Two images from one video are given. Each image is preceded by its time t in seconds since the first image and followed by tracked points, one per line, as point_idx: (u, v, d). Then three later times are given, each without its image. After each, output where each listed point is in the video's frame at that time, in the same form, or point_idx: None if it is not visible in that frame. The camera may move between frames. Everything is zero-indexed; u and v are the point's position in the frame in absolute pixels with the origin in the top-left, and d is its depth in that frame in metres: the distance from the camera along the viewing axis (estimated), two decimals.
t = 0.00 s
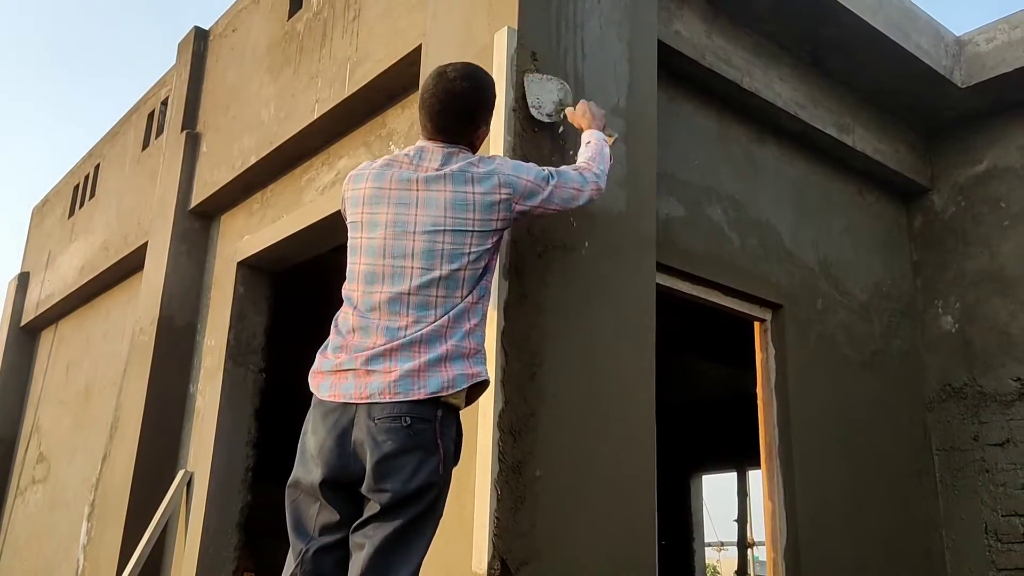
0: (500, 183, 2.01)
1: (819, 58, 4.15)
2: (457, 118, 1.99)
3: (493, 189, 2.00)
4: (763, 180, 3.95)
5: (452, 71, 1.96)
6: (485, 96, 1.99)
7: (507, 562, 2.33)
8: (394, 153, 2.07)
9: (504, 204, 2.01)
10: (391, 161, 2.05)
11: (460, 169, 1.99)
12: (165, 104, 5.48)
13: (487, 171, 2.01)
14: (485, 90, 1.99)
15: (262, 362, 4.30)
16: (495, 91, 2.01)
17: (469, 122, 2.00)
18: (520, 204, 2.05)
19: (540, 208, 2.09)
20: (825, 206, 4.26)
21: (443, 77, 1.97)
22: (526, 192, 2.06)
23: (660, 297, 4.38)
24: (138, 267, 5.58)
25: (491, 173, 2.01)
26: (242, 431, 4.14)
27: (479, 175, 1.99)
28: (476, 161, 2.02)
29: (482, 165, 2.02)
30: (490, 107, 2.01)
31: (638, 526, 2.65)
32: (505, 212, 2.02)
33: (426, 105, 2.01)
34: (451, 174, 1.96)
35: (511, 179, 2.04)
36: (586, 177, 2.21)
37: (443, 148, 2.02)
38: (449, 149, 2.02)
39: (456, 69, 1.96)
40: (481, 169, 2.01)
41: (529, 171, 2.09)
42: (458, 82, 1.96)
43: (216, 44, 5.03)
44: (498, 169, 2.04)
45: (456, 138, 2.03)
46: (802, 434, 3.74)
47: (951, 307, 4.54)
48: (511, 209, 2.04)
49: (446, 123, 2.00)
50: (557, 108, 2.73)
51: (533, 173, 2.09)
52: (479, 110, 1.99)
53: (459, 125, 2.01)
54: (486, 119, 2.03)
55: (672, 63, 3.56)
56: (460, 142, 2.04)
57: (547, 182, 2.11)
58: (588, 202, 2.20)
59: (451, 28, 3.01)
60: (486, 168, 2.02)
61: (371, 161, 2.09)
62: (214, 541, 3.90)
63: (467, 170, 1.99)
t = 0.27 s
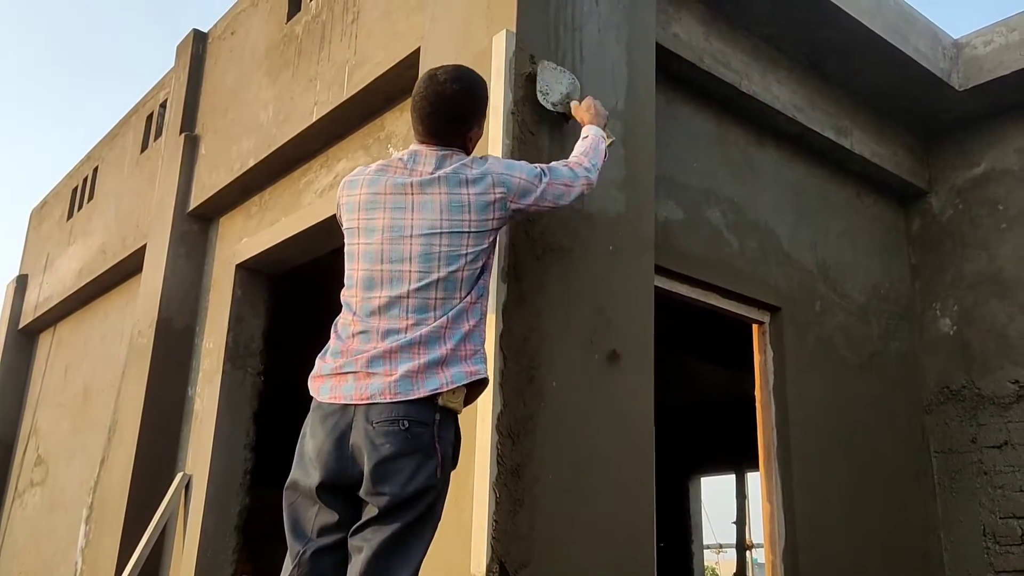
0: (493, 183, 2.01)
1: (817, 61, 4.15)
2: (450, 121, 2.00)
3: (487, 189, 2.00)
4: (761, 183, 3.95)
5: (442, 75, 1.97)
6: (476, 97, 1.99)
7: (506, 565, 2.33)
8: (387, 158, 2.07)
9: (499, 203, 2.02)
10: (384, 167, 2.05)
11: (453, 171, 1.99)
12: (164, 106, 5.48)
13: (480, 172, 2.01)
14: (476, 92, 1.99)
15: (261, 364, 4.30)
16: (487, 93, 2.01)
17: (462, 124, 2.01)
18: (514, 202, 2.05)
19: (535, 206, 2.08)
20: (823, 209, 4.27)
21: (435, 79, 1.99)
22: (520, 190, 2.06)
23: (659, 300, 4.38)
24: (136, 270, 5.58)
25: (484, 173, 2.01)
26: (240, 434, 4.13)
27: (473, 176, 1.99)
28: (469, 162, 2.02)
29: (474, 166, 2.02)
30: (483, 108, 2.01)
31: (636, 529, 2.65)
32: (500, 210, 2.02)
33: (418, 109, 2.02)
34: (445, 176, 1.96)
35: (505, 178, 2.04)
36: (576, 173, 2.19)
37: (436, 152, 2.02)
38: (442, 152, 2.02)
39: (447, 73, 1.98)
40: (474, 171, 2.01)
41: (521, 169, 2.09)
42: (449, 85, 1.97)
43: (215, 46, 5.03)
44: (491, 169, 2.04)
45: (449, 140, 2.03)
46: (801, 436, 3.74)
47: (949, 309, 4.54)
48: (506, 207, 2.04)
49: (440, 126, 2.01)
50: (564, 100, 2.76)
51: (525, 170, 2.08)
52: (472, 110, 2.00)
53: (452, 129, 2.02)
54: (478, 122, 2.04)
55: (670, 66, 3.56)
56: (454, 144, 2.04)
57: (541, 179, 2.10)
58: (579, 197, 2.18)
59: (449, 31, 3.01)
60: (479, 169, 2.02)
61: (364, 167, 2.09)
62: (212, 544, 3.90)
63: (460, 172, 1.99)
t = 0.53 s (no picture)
0: (494, 179, 2.01)
1: (816, 62, 4.15)
2: (448, 121, 2.00)
3: (488, 186, 2.01)
4: (760, 183, 3.95)
5: (439, 75, 1.97)
6: (473, 95, 2.00)
7: (506, 566, 2.33)
8: (388, 160, 2.07)
9: (500, 199, 2.02)
10: (385, 168, 2.04)
11: (455, 170, 1.99)
12: (164, 107, 5.48)
13: (480, 169, 2.01)
14: (472, 91, 1.99)
15: (261, 365, 4.30)
16: (483, 90, 2.01)
17: (459, 122, 2.01)
18: (514, 196, 2.06)
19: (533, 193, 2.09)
20: (823, 209, 4.27)
21: (431, 80, 1.99)
22: (519, 184, 2.06)
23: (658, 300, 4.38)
24: (136, 271, 5.58)
25: (484, 170, 2.01)
26: (240, 434, 4.13)
27: (474, 174, 1.99)
28: (468, 160, 2.02)
29: (474, 163, 2.02)
30: (480, 106, 2.01)
31: (636, 530, 2.65)
32: (502, 206, 2.02)
33: (414, 109, 2.02)
34: (447, 176, 1.96)
35: (505, 174, 2.04)
36: (565, 158, 2.20)
37: (435, 152, 2.02)
38: (441, 152, 2.02)
39: (443, 73, 1.98)
40: (474, 168, 2.01)
41: (518, 162, 2.09)
42: (446, 84, 1.97)
43: (215, 47, 5.03)
44: (490, 166, 2.04)
45: (448, 139, 2.03)
46: (801, 436, 3.74)
47: (949, 310, 4.54)
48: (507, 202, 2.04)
49: (437, 127, 2.01)
50: (569, 99, 2.78)
51: (521, 163, 2.09)
52: (470, 110, 2.00)
53: (449, 129, 2.02)
54: (475, 121, 2.04)
55: (670, 67, 3.56)
56: (452, 143, 2.04)
57: (536, 170, 2.11)
58: (570, 183, 2.18)
59: (449, 31, 3.01)
60: (479, 166, 2.02)
61: (364, 170, 2.08)
62: (212, 544, 3.89)
63: (461, 170, 1.99)
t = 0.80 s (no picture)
0: (498, 180, 2.02)
1: (817, 61, 4.15)
2: (452, 127, 2.00)
3: (492, 186, 2.01)
4: (762, 182, 3.95)
5: (443, 80, 1.98)
6: (476, 103, 2.00)
7: (507, 565, 2.33)
8: (392, 164, 2.06)
9: (505, 199, 2.03)
10: (389, 172, 2.04)
11: (460, 171, 1.99)
12: (165, 107, 5.48)
13: (484, 170, 2.02)
14: (476, 98, 2.00)
15: (262, 365, 4.30)
16: (487, 97, 2.02)
17: (463, 129, 2.01)
18: (517, 196, 2.07)
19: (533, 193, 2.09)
20: (824, 208, 4.26)
21: (436, 86, 1.99)
22: (522, 184, 2.07)
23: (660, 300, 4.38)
24: (137, 271, 5.58)
25: (489, 172, 2.02)
26: (241, 434, 4.13)
27: (479, 175, 2.00)
28: (472, 161, 2.03)
29: (478, 165, 2.03)
30: (484, 112, 2.02)
31: (637, 529, 2.64)
32: (506, 206, 2.03)
33: (419, 118, 2.02)
34: (453, 177, 1.97)
35: (509, 175, 2.05)
36: (560, 152, 2.21)
37: (441, 157, 2.01)
38: (446, 156, 2.02)
39: (447, 79, 1.99)
40: (479, 169, 2.02)
41: (520, 163, 2.10)
42: (450, 91, 1.98)
43: (216, 47, 5.03)
44: (493, 166, 2.05)
45: (452, 145, 2.02)
46: (802, 435, 3.74)
47: (950, 308, 4.54)
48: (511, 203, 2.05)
49: (441, 131, 2.00)
50: (558, 81, 2.77)
51: (523, 163, 2.10)
52: (474, 119, 2.00)
53: (453, 137, 2.01)
54: (479, 127, 2.04)
55: (671, 65, 3.56)
56: (456, 149, 2.03)
57: (537, 168, 2.11)
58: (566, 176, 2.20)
59: (450, 31, 3.01)
60: (483, 167, 2.03)
61: (368, 174, 2.08)
62: (213, 544, 3.89)
63: (467, 172, 1.99)
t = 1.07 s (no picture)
0: (494, 175, 2.01)
1: (818, 60, 4.15)
2: (446, 120, 2.00)
3: (488, 182, 2.01)
4: (762, 182, 3.95)
5: (438, 74, 1.98)
6: (470, 96, 2.00)
7: (507, 564, 2.34)
8: (387, 160, 2.08)
9: (501, 195, 2.02)
10: (385, 168, 2.05)
11: (456, 167, 1.99)
12: (165, 106, 5.49)
13: (480, 166, 2.02)
14: (470, 91, 2.00)
15: (263, 364, 4.30)
16: (481, 90, 2.01)
17: (457, 122, 2.01)
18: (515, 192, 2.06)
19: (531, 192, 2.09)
20: (824, 208, 4.26)
21: (430, 79, 1.99)
22: (519, 180, 2.06)
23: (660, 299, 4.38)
24: (138, 270, 5.58)
25: (484, 167, 2.02)
26: (242, 433, 4.14)
27: (474, 171, 2.00)
28: (468, 157, 2.03)
29: (473, 160, 2.02)
30: (478, 106, 2.02)
31: (637, 529, 2.64)
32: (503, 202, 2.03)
33: (413, 110, 2.02)
34: (447, 172, 1.97)
35: (506, 171, 2.04)
36: (565, 152, 2.21)
37: (436, 151, 2.02)
38: (441, 150, 2.02)
39: (441, 72, 1.99)
40: (474, 165, 2.01)
41: (517, 159, 2.09)
42: (444, 84, 1.98)
43: (216, 46, 5.03)
44: (489, 162, 2.04)
45: (447, 139, 2.03)
46: (802, 435, 3.74)
47: (951, 308, 4.53)
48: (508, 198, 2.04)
49: (436, 126, 2.01)
50: (548, 78, 2.73)
51: (521, 159, 2.09)
52: (468, 109, 2.00)
53: (449, 128, 2.02)
54: (473, 121, 2.04)
55: (671, 65, 3.56)
56: (451, 142, 2.04)
57: (536, 166, 2.10)
58: (572, 174, 2.20)
59: (450, 31, 3.01)
60: (478, 163, 2.02)
61: (364, 171, 2.09)
62: (214, 543, 3.90)
63: (461, 167, 1.99)
